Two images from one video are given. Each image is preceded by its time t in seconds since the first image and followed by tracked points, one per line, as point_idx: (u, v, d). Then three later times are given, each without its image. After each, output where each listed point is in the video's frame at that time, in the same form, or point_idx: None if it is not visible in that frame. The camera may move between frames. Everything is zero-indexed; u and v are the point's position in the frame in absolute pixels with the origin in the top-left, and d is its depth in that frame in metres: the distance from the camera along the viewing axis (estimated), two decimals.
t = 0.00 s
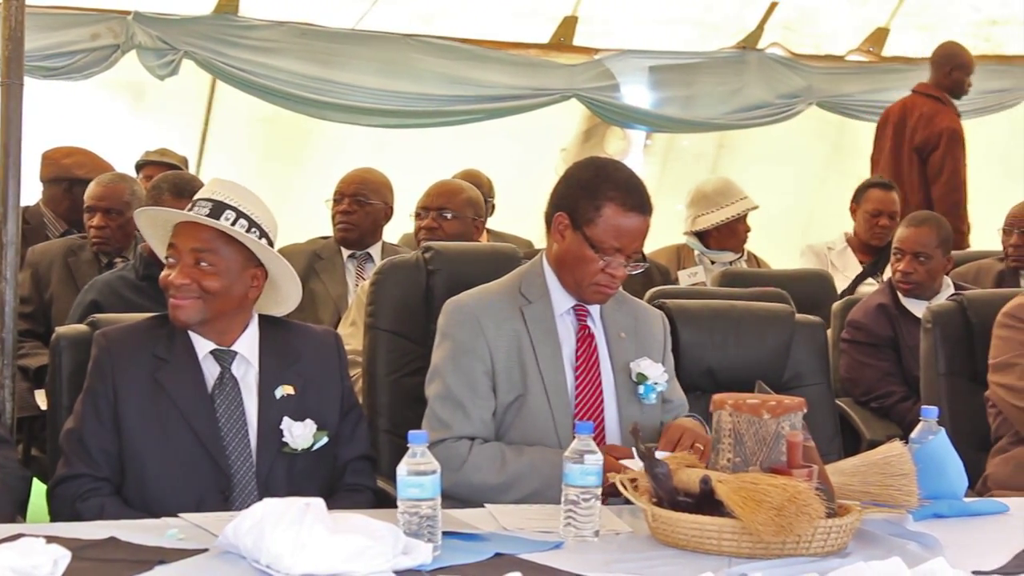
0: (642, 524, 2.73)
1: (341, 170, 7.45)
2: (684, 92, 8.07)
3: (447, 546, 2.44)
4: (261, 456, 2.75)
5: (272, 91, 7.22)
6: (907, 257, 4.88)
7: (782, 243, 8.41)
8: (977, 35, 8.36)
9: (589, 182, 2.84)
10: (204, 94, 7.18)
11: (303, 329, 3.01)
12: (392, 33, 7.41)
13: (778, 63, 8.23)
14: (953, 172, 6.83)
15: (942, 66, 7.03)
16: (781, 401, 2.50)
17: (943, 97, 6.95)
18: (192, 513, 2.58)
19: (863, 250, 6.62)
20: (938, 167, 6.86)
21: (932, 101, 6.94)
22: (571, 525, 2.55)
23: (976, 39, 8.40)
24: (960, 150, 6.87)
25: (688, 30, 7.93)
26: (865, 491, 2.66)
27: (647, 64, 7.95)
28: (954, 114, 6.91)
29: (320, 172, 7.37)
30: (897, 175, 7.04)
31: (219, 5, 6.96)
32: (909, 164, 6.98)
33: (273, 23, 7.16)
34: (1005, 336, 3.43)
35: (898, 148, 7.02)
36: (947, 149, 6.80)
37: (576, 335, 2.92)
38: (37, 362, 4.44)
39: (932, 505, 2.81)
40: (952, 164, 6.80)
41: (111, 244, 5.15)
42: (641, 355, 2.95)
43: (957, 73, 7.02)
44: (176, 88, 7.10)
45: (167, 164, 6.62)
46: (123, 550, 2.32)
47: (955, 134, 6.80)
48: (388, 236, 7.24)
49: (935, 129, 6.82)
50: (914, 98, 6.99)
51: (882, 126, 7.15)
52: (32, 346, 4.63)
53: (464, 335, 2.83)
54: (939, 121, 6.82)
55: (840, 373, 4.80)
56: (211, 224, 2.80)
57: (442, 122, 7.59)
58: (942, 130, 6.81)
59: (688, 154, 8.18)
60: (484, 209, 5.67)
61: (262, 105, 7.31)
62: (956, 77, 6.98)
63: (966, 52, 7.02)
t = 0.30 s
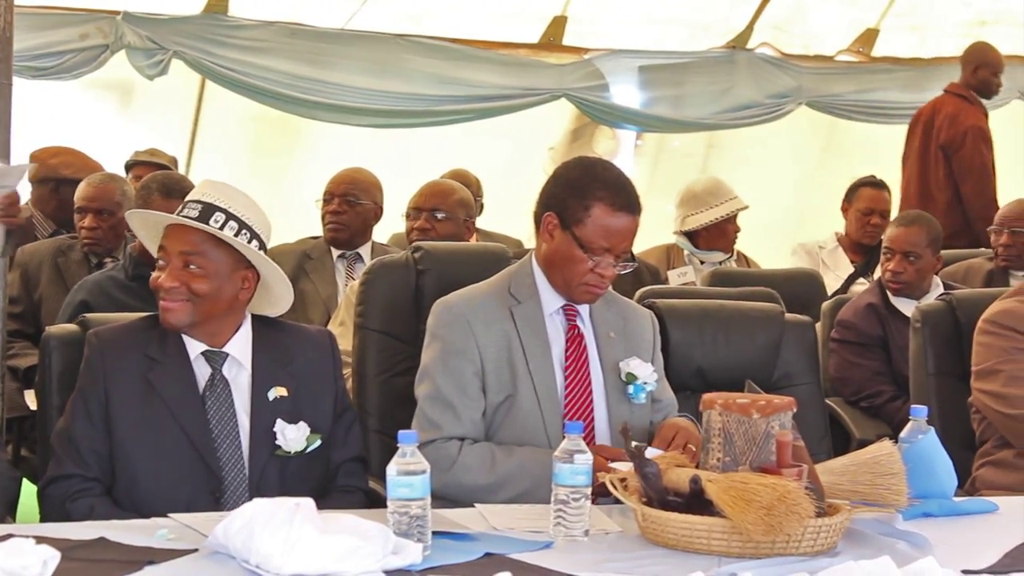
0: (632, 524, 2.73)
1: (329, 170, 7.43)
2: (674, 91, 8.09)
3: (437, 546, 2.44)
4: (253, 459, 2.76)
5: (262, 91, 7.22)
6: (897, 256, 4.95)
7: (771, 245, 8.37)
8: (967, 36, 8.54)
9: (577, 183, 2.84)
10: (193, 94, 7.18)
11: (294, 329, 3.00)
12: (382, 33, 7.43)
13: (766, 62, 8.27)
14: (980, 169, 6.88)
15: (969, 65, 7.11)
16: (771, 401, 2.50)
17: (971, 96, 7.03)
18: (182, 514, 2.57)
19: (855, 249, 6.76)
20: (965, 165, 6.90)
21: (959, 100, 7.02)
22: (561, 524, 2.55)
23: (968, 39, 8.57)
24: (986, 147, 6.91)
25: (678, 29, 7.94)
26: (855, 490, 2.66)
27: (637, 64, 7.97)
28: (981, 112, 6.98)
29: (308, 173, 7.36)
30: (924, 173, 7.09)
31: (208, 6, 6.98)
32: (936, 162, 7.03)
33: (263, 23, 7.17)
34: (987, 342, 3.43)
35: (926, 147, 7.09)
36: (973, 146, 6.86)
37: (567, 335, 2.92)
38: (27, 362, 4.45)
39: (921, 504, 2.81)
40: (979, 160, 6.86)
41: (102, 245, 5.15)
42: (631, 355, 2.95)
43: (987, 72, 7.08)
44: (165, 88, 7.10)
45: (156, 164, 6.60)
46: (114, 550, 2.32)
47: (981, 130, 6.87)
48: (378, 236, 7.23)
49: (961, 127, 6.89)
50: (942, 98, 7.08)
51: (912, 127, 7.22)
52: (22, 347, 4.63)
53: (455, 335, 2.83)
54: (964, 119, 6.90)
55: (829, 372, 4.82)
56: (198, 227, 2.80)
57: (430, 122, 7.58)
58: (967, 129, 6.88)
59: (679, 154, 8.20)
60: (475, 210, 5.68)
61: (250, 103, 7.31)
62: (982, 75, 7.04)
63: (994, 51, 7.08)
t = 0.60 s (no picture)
0: (616, 523, 2.73)
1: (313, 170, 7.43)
2: (659, 91, 8.14)
3: (421, 547, 2.44)
4: (237, 460, 2.75)
5: (247, 91, 7.25)
6: (882, 254, 4.98)
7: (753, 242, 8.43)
8: (950, 35, 8.61)
9: (570, 187, 2.88)
10: (178, 93, 7.19)
11: (278, 330, 2.99)
12: (367, 33, 7.48)
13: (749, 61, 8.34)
14: (983, 166, 7.16)
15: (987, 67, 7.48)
16: (755, 399, 2.50)
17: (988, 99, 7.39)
18: (167, 515, 2.56)
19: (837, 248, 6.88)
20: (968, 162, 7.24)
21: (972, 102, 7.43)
22: (546, 524, 2.55)
23: (951, 37, 8.66)
24: (996, 145, 7.23)
25: (662, 28, 7.99)
26: (839, 489, 2.67)
27: (622, 63, 8.04)
28: (991, 113, 7.32)
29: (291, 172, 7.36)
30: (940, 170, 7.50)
31: (193, 5, 7.02)
32: (949, 159, 7.41)
33: (249, 23, 7.23)
34: (977, 339, 3.43)
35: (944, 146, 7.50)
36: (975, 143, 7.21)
37: (555, 335, 2.92)
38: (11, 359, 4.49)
39: (905, 503, 2.81)
40: (980, 158, 7.17)
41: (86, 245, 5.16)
42: (616, 354, 2.95)
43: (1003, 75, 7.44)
44: (149, 87, 7.10)
45: (140, 164, 6.59)
46: (99, 551, 2.31)
47: (983, 129, 7.22)
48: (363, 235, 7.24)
49: (966, 126, 7.29)
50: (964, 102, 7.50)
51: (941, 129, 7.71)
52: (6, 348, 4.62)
53: (441, 335, 2.82)
54: (969, 119, 7.30)
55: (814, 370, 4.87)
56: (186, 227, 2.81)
57: (413, 122, 7.59)
58: (972, 127, 7.26)
59: (665, 154, 8.23)
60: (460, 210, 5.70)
61: (235, 102, 7.32)
62: (994, 76, 7.42)
63: (1007, 54, 7.43)
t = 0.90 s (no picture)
0: (601, 522, 2.73)
1: (298, 170, 7.38)
2: (644, 90, 8.13)
3: (405, 546, 2.43)
4: (220, 460, 2.75)
5: (232, 91, 7.24)
6: (867, 254, 5.04)
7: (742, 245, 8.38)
8: (934, 35, 8.66)
9: (557, 184, 2.90)
10: (162, 93, 7.15)
11: (260, 331, 3.00)
12: (352, 33, 7.49)
13: (734, 60, 8.35)
14: (979, 163, 7.42)
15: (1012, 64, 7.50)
16: (740, 399, 2.51)
17: (1006, 100, 7.53)
18: (150, 514, 2.56)
19: (822, 247, 6.98)
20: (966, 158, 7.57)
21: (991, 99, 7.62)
22: (531, 523, 2.55)
23: (935, 37, 8.66)
24: (999, 147, 7.47)
25: (647, 27, 7.99)
26: (824, 489, 2.67)
27: (607, 63, 8.05)
28: (998, 111, 7.53)
29: (279, 172, 7.30)
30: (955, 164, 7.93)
31: (178, 5, 7.03)
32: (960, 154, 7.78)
33: (233, 23, 7.23)
34: (966, 334, 3.44)
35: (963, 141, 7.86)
36: (973, 140, 7.52)
37: (541, 334, 2.92)
38: None
39: (890, 501, 2.81)
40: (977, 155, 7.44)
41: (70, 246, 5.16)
42: (601, 353, 2.94)
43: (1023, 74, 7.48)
44: (134, 87, 7.05)
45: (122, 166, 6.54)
46: (83, 551, 2.31)
47: (981, 127, 7.50)
48: (348, 234, 7.20)
49: (972, 123, 7.62)
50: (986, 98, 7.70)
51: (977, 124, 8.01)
52: None
53: (427, 335, 2.82)
54: (976, 117, 7.59)
55: (798, 370, 4.93)
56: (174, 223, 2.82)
57: (396, 121, 7.57)
58: (974, 124, 7.59)
59: (650, 153, 8.19)
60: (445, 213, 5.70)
61: (220, 103, 7.31)
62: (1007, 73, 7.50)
63: None
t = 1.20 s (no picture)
0: (569, 520, 2.73)
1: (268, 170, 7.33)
2: (613, 89, 8.12)
3: (374, 546, 2.41)
4: (187, 462, 2.75)
5: (201, 92, 7.19)
6: (836, 252, 5.20)
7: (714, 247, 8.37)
8: (902, 32, 8.73)
9: (515, 177, 2.86)
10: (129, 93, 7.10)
11: (230, 331, 3.00)
12: (320, 32, 7.46)
13: (704, 58, 8.39)
14: (977, 164, 7.66)
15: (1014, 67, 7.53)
16: (709, 398, 2.48)
17: (1006, 103, 7.63)
18: (117, 515, 2.57)
19: (789, 246, 7.04)
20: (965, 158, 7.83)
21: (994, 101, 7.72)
22: (499, 522, 2.55)
23: (903, 35, 8.76)
24: (996, 151, 7.63)
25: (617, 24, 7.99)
26: (791, 486, 2.68)
27: (576, 62, 8.01)
28: (994, 115, 7.67)
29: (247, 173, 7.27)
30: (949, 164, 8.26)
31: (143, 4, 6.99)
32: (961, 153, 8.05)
33: (200, 22, 7.17)
34: (938, 332, 3.49)
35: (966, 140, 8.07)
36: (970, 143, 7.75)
37: (508, 333, 2.92)
38: None
39: (857, 498, 2.82)
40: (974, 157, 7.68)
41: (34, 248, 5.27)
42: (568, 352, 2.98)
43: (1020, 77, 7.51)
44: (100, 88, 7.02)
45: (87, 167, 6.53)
46: (50, 552, 2.29)
47: (976, 131, 7.69)
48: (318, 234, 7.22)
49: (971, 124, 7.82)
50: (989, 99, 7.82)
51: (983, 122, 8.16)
52: None
53: (396, 334, 2.81)
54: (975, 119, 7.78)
55: (766, 368, 5.09)
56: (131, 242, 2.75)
57: (362, 122, 7.55)
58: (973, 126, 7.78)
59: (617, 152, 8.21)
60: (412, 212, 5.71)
61: (188, 104, 7.26)
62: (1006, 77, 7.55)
63: None
